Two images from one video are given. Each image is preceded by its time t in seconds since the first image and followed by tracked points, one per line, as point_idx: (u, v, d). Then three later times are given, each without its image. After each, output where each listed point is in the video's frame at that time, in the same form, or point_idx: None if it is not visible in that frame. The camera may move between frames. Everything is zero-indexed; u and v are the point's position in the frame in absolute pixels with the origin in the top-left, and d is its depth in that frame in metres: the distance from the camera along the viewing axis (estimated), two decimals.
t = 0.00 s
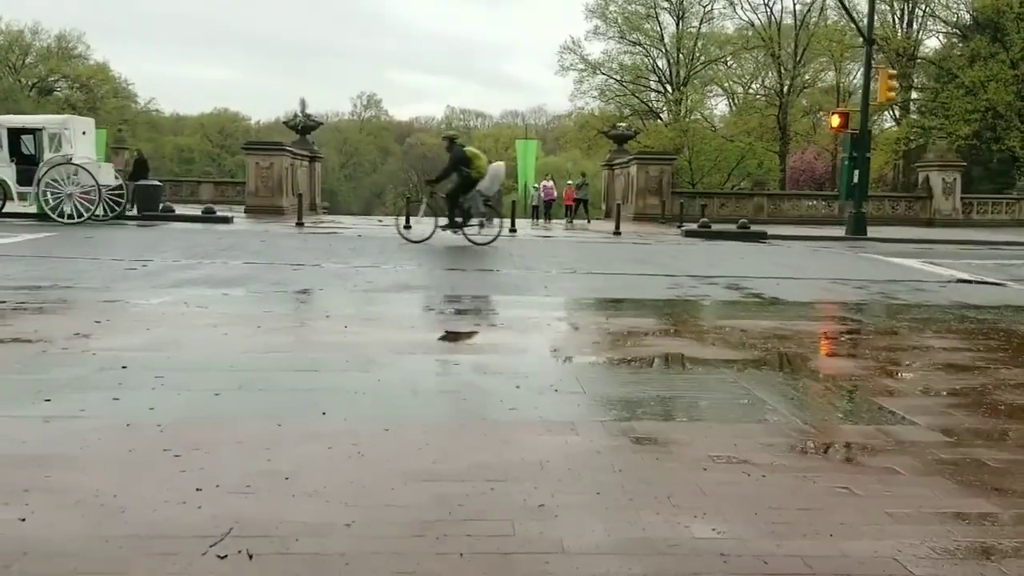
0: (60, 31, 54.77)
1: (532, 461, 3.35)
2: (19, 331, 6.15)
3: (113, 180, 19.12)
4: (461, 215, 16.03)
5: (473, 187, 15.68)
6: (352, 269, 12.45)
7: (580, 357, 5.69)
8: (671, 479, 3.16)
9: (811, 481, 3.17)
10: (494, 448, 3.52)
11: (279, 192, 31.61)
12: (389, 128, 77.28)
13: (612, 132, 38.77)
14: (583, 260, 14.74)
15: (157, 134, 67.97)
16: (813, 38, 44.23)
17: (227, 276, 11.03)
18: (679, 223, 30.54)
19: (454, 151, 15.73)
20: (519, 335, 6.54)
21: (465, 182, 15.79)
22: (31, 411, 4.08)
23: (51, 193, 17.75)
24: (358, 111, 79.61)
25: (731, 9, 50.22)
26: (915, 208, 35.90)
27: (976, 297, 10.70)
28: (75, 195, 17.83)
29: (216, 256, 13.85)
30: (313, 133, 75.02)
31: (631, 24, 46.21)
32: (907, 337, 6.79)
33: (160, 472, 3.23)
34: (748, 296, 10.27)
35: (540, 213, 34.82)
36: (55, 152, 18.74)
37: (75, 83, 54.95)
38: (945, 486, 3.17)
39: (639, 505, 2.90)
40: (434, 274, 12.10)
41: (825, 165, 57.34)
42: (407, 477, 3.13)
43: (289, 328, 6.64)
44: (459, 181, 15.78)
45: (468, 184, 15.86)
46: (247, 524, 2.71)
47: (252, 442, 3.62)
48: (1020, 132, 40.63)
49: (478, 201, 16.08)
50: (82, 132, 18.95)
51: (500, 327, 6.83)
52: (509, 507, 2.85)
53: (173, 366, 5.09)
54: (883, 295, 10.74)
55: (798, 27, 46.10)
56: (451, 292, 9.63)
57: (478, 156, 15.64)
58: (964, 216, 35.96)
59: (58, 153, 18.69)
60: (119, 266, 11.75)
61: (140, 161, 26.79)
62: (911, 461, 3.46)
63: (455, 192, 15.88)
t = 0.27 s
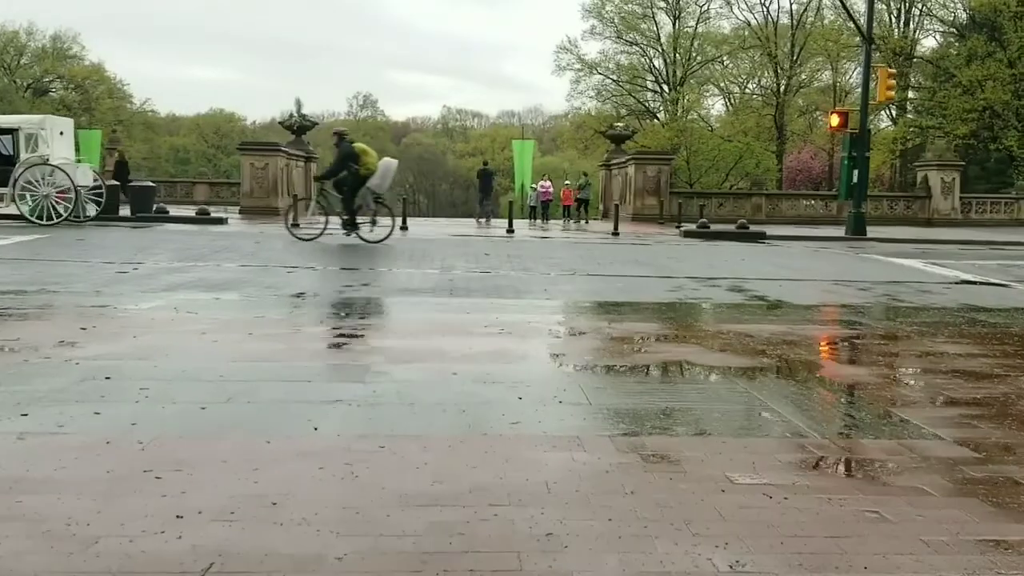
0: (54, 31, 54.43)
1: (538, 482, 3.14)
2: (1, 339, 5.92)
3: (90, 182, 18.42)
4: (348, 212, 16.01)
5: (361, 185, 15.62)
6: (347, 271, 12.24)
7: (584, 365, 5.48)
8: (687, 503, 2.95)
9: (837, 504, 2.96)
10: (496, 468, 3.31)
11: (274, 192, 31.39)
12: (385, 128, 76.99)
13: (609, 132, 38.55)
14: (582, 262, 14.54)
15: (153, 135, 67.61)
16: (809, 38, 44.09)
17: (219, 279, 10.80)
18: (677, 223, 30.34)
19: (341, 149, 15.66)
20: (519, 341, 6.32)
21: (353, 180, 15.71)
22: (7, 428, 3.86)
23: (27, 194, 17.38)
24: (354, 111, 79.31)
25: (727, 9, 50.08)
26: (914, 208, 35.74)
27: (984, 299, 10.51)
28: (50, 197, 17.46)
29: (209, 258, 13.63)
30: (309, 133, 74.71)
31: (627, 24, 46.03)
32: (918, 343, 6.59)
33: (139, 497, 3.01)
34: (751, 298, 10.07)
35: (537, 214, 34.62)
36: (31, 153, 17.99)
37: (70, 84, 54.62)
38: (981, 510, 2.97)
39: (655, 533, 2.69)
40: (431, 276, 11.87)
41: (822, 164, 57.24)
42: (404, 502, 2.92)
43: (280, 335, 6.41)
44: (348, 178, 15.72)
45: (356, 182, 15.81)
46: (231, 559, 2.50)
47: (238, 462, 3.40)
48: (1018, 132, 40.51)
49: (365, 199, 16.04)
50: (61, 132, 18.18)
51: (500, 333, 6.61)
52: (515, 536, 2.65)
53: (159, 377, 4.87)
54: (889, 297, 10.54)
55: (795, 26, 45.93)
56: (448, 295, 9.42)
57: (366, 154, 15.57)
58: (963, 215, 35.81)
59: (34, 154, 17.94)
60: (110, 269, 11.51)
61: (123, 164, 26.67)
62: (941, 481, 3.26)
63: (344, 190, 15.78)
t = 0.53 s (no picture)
0: (47, 30, 54.08)
1: (538, 501, 2.94)
2: None
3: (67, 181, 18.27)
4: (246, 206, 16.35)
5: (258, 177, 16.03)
6: (340, 271, 12.04)
7: (584, 371, 5.26)
8: (700, 525, 2.75)
9: (860, 527, 2.76)
10: (491, 486, 3.10)
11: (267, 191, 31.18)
12: (380, 128, 76.76)
13: (605, 131, 38.42)
14: (579, 262, 14.36)
15: (147, 134, 67.27)
16: (804, 37, 44.00)
17: (209, 280, 10.60)
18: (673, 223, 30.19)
19: (238, 143, 15.99)
20: (516, 345, 6.11)
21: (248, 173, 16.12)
22: None
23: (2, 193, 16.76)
24: (349, 110, 79.06)
25: (722, 8, 50.01)
26: (910, 207, 35.61)
27: (988, 299, 10.32)
28: (27, 195, 16.86)
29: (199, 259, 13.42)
30: (303, 133, 74.45)
31: (622, 23, 45.89)
32: (926, 346, 6.40)
33: (109, 520, 2.79)
34: (750, 299, 9.90)
35: (532, 213, 34.45)
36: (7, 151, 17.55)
37: (64, 83, 54.29)
38: (1013, 532, 2.77)
39: (667, 561, 2.48)
40: (425, 276, 11.68)
41: (817, 163, 57.17)
42: (396, 526, 2.70)
43: (268, 339, 6.20)
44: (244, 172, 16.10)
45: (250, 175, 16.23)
46: None
47: (216, 479, 3.18)
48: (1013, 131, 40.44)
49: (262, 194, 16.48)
50: (37, 130, 17.78)
51: (496, 337, 6.40)
52: (514, 566, 2.44)
53: (137, 386, 4.64)
54: (891, 297, 10.35)
55: (790, 25, 45.82)
56: (442, 297, 9.24)
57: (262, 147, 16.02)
58: (959, 214, 35.69)
59: (10, 152, 17.52)
60: (97, 270, 11.28)
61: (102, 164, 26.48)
62: (967, 500, 3.06)
63: (239, 182, 16.16)
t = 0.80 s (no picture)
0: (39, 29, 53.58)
1: (536, 541, 2.68)
2: None
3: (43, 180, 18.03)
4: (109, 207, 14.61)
5: (124, 177, 14.45)
6: (331, 275, 11.76)
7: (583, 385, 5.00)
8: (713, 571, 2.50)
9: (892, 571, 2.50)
10: (483, 520, 2.84)
11: (259, 192, 30.86)
12: (374, 128, 76.40)
13: (600, 132, 38.16)
14: (574, 265, 14.11)
15: (139, 134, 66.76)
16: (799, 37, 43.80)
17: (196, 285, 10.33)
18: (669, 223, 29.96)
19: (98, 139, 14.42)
20: (511, 355, 5.84)
21: (110, 173, 14.46)
22: None
23: None
24: (343, 110, 78.64)
25: (716, 7, 49.77)
26: (907, 207, 35.42)
27: (993, 304, 10.09)
28: None
29: (187, 262, 13.14)
30: (296, 133, 74.02)
31: (617, 22, 45.61)
32: (936, 355, 6.16)
33: (61, 565, 2.52)
34: (751, 303, 9.67)
35: (526, 213, 34.18)
36: None
37: (55, 83, 53.83)
38: None
39: None
40: (418, 281, 11.41)
41: (812, 163, 56.96)
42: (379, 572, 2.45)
43: (252, 350, 5.93)
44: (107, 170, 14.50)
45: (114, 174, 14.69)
46: None
47: (183, 514, 2.91)
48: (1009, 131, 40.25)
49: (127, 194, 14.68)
50: (7, 129, 17.85)
51: (491, 347, 6.13)
52: None
53: (108, 404, 4.36)
54: (895, 302, 10.12)
55: (785, 25, 45.62)
56: (435, 302, 8.98)
57: (128, 143, 14.48)
58: (956, 215, 35.52)
59: None
60: (81, 274, 10.98)
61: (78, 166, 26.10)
62: (1004, 536, 2.80)
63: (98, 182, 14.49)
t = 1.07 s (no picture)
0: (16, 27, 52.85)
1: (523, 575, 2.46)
2: None
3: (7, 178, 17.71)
4: None
5: None
6: (311, 278, 11.51)
7: (570, 393, 4.77)
8: None
9: None
10: (464, 551, 2.62)
11: (240, 192, 30.50)
12: (357, 127, 75.98)
13: (584, 131, 37.98)
14: (559, 266, 13.91)
15: (120, 133, 66.05)
16: (781, 37, 43.81)
17: (171, 288, 10.04)
18: (653, 223, 29.82)
19: None
20: (496, 363, 5.61)
21: None
22: None
23: None
24: (326, 109, 78.14)
25: (700, 7, 49.71)
26: (890, 207, 35.46)
27: (984, 305, 9.95)
28: None
29: (164, 264, 12.83)
30: (278, 132, 73.48)
31: (600, 22, 45.49)
32: (935, 361, 5.97)
33: None
34: (740, 306, 9.49)
35: (510, 213, 33.97)
36: None
37: (34, 81, 53.13)
38: None
39: None
40: (400, 283, 11.17)
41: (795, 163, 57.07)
42: None
43: (225, 357, 5.66)
44: None
45: None
46: None
47: (135, 547, 2.66)
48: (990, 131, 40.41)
49: None
50: None
51: (475, 353, 5.90)
52: None
53: (65, 419, 4.09)
54: (885, 303, 9.96)
55: (768, 25, 45.63)
56: (416, 305, 8.74)
57: None
58: (939, 215, 35.58)
59: None
60: (53, 277, 10.66)
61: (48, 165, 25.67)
62: None
63: None
